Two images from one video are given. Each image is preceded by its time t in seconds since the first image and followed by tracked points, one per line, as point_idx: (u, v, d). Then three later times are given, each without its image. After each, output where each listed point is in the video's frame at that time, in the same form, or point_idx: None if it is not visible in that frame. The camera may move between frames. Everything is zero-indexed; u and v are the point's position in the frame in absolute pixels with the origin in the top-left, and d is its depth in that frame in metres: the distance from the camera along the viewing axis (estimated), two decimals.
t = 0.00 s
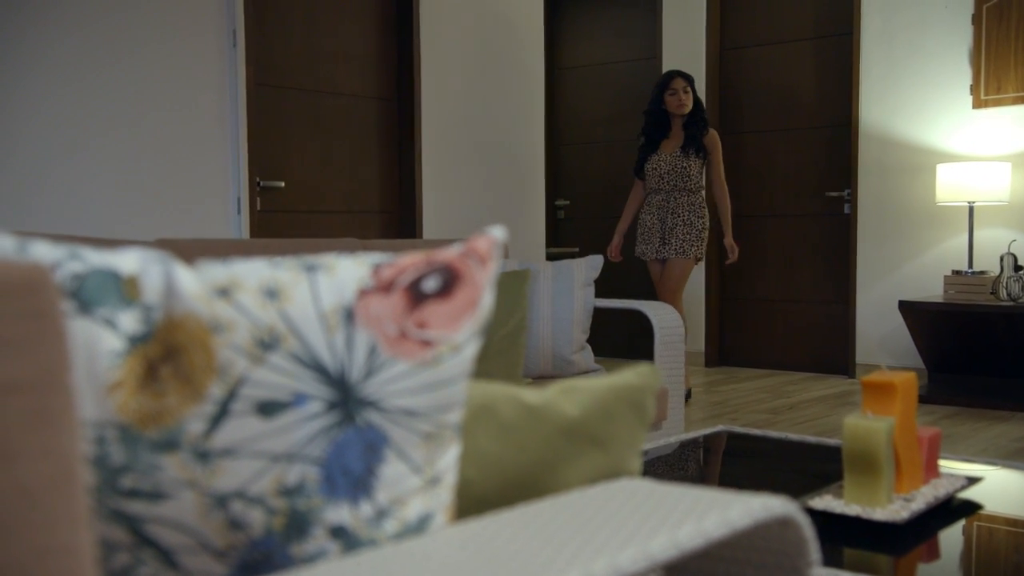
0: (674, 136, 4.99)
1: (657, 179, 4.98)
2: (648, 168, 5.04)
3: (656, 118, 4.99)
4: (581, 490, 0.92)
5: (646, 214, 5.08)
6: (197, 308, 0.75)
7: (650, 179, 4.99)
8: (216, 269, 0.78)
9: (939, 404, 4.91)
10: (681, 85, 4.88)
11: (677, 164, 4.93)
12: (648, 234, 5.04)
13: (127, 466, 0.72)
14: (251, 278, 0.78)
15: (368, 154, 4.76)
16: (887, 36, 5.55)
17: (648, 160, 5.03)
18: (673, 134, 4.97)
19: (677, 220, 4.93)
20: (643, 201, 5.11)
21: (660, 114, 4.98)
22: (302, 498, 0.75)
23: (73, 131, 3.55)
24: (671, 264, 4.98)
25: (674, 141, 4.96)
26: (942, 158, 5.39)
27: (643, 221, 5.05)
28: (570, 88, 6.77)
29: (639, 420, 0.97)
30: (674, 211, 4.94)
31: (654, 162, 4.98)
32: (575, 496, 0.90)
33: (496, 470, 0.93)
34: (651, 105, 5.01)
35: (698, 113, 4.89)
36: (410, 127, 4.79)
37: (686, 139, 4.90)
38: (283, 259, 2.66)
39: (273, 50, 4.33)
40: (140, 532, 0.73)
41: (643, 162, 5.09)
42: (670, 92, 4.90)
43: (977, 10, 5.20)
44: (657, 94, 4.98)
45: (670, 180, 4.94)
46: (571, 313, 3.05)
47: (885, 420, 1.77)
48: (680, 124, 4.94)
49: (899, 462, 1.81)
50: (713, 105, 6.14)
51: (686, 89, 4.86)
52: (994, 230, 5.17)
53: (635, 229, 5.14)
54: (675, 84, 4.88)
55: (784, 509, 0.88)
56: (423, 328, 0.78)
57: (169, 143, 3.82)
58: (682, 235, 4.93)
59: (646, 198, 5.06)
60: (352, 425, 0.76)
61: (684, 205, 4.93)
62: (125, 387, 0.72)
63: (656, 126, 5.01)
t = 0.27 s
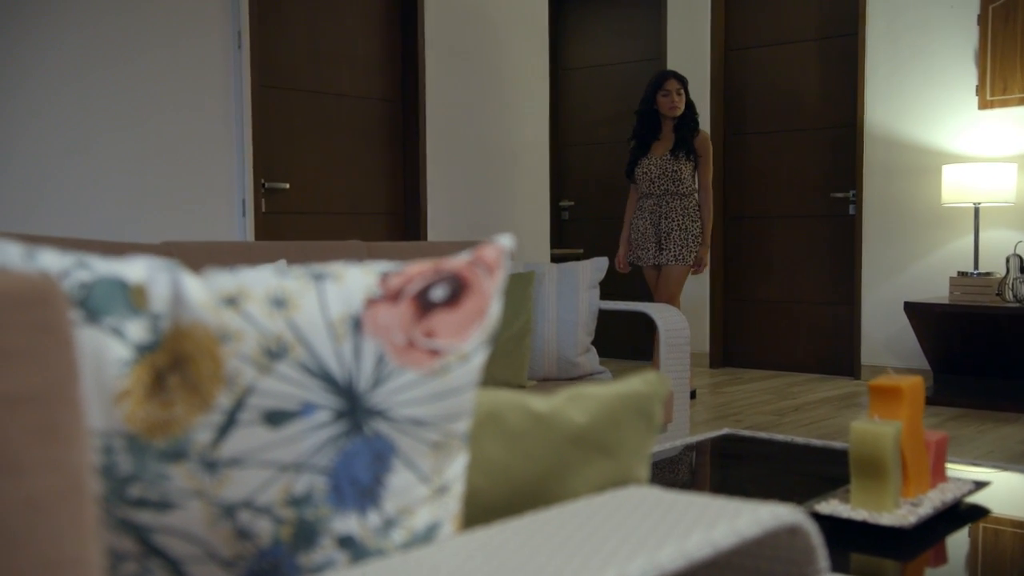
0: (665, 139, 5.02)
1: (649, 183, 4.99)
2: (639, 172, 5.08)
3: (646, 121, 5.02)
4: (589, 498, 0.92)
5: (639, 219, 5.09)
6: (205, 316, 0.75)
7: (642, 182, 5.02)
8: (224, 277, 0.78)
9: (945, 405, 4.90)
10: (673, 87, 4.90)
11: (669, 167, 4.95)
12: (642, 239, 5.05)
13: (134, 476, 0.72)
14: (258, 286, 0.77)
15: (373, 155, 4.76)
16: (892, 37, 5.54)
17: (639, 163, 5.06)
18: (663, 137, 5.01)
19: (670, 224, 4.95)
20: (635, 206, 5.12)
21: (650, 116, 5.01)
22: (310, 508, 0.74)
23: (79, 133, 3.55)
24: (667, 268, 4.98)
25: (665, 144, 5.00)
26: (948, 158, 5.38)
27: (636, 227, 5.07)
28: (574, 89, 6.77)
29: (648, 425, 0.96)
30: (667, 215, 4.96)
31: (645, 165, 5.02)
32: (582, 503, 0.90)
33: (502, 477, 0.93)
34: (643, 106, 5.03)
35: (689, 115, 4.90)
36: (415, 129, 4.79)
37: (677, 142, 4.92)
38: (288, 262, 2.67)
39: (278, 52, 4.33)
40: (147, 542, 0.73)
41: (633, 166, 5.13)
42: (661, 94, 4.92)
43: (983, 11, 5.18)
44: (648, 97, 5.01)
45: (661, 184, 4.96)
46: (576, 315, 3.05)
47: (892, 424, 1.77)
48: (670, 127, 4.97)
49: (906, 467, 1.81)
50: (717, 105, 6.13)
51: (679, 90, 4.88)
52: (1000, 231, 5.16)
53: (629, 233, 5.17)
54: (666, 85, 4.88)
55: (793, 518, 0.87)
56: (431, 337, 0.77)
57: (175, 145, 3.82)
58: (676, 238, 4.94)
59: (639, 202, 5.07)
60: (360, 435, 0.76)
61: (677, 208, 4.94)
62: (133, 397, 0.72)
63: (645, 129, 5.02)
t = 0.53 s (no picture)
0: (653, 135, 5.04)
1: (635, 180, 5.04)
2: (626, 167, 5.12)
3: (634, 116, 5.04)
4: (599, 506, 0.92)
5: (628, 216, 5.14)
6: (214, 326, 0.75)
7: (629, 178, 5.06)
8: (233, 287, 0.78)
9: (952, 408, 4.89)
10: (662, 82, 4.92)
11: (655, 163, 4.98)
12: (631, 236, 5.11)
13: (143, 485, 0.72)
14: (267, 296, 0.77)
15: (378, 156, 4.76)
16: (899, 38, 5.53)
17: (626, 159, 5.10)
18: (651, 133, 5.03)
19: (656, 221, 4.99)
20: (625, 204, 5.17)
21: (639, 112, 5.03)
22: (319, 518, 0.74)
23: (85, 134, 3.56)
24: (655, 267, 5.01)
25: (652, 140, 5.02)
26: (955, 159, 5.36)
27: (624, 224, 5.12)
28: (580, 90, 6.77)
29: (656, 435, 0.96)
30: (654, 212, 5.00)
31: (632, 161, 5.06)
32: (592, 512, 0.90)
33: (511, 486, 0.93)
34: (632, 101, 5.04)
35: (678, 110, 4.92)
36: (421, 131, 4.79)
37: (664, 137, 4.94)
38: (296, 264, 2.67)
39: (285, 54, 4.34)
40: (157, 552, 0.74)
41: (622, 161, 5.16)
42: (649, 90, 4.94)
43: (990, 12, 5.17)
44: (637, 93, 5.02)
45: (648, 180, 5.00)
46: (582, 317, 3.05)
47: (900, 429, 1.75)
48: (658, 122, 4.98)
49: (915, 471, 1.80)
50: (723, 106, 6.12)
51: (669, 86, 4.89)
52: (1008, 232, 5.14)
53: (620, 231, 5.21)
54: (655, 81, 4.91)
55: (803, 527, 0.87)
56: (440, 347, 0.77)
57: (181, 146, 3.82)
58: (662, 235, 4.98)
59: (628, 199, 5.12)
60: (369, 445, 0.75)
61: (663, 204, 4.98)
62: (142, 406, 0.72)
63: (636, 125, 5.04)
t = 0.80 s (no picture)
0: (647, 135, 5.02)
1: (627, 180, 5.04)
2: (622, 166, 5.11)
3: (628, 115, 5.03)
4: (610, 514, 0.92)
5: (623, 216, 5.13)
6: (224, 336, 0.75)
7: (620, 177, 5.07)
8: (243, 296, 0.78)
9: (960, 410, 4.87)
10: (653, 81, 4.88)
11: (644, 163, 4.96)
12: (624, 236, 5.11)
13: (154, 496, 0.73)
14: (278, 306, 0.77)
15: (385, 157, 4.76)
16: (907, 39, 5.53)
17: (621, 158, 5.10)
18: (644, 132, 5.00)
19: (645, 221, 4.98)
20: (621, 204, 5.17)
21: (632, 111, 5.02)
22: (330, 529, 0.74)
23: (92, 137, 3.57)
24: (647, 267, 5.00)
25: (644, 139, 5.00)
26: (963, 160, 5.35)
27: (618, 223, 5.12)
28: (587, 91, 6.76)
29: (666, 443, 0.96)
30: (644, 212, 4.98)
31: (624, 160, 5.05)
32: (603, 521, 0.90)
33: (522, 494, 0.92)
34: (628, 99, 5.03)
35: (667, 109, 4.86)
36: (427, 132, 4.79)
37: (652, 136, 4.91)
38: (302, 268, 2.67)
39: (291, 55, 4.34)
40: (167, 561, 0.75)
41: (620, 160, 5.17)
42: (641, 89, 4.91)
43: (999, 12, 5.17)
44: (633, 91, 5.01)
45: (638, 180, 4.99)
46: (588, 319, 3.04)
47: (909, 433, 1.75)
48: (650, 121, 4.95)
49: (925, 476, 1.79)
50: (730, 107, 6.11)
51: (659, 85, 4.84)
52: (1016, 233, 5.12)
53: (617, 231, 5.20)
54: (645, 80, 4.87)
55: (815, 537, 0.87)
56: (451, 357, 0.76)
57: (188, 148, 3.83)
58: (651, 235, 4.97)
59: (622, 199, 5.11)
60: (379, 456, 0.75)
61: (652, 204, 4.95)
62: (152, 417, 0.73)
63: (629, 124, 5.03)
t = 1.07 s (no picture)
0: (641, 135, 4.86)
1: (623, 183, 4.90)
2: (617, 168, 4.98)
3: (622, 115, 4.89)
4: (622, 524, 0.91)
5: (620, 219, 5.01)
6: (236, 347, 0.75)
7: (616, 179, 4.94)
8: (255, 306, 0.77)
9: (969, 412, 4.85)
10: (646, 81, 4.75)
11: (639, 167, 4.82)
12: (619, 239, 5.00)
13: (166, 506, 0.74)
14: (289, 316, 0.77)
15: (393, 159, 4.76)
16: (914, 39, 5.52)
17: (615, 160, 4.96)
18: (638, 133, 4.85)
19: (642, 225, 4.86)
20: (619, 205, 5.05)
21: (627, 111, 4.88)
22: (341, 540, 0.74)
23: (101, 139, 3.58)
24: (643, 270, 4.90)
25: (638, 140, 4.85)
26: (972, 160, 5.34)
27: (613, 226, 5.00)
28: (594, 92, 6.76)
29: (677, 452, 0.96)
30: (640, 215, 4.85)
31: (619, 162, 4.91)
32: (614, 531, 0.89)
33: (532, 505, 0.92)
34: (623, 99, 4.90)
35: (661, 110, 4.71)
36: (435, 134, 4.79)
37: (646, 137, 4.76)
38: (310, 271, 2.67)
39: (299, 57, 4.35)
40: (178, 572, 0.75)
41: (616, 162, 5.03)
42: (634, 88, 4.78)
43: (1007, 12, 5.15)
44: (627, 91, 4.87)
45: (635, 183, 4.85)
46: (597, 322, 3.03)
47: (920, 439, 1.74)
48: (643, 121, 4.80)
49: (936, 482, 1.78)
50: (738, 108, 6.10)
51: (652, 85, 4.72)
52: None
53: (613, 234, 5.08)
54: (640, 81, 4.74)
55: (828, 548, 0.86)
56: (462, 368, 0.76)
57: (196, 151, 3.84)
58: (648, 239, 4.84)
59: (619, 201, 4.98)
60: (391, 467, 0.75)
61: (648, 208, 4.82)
62: (165, 427, 0.74)
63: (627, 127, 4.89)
